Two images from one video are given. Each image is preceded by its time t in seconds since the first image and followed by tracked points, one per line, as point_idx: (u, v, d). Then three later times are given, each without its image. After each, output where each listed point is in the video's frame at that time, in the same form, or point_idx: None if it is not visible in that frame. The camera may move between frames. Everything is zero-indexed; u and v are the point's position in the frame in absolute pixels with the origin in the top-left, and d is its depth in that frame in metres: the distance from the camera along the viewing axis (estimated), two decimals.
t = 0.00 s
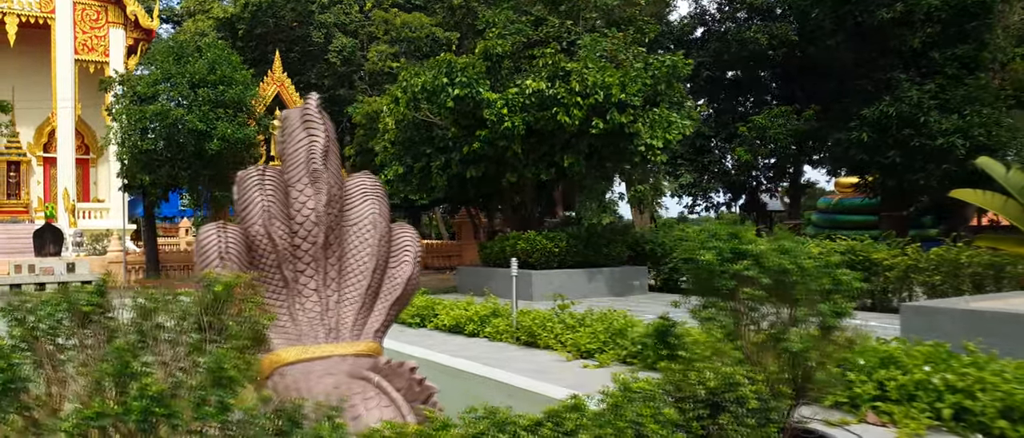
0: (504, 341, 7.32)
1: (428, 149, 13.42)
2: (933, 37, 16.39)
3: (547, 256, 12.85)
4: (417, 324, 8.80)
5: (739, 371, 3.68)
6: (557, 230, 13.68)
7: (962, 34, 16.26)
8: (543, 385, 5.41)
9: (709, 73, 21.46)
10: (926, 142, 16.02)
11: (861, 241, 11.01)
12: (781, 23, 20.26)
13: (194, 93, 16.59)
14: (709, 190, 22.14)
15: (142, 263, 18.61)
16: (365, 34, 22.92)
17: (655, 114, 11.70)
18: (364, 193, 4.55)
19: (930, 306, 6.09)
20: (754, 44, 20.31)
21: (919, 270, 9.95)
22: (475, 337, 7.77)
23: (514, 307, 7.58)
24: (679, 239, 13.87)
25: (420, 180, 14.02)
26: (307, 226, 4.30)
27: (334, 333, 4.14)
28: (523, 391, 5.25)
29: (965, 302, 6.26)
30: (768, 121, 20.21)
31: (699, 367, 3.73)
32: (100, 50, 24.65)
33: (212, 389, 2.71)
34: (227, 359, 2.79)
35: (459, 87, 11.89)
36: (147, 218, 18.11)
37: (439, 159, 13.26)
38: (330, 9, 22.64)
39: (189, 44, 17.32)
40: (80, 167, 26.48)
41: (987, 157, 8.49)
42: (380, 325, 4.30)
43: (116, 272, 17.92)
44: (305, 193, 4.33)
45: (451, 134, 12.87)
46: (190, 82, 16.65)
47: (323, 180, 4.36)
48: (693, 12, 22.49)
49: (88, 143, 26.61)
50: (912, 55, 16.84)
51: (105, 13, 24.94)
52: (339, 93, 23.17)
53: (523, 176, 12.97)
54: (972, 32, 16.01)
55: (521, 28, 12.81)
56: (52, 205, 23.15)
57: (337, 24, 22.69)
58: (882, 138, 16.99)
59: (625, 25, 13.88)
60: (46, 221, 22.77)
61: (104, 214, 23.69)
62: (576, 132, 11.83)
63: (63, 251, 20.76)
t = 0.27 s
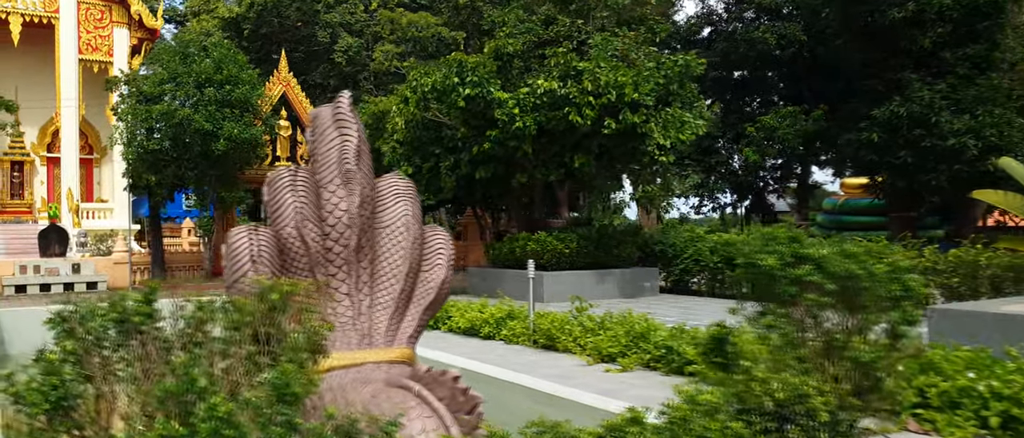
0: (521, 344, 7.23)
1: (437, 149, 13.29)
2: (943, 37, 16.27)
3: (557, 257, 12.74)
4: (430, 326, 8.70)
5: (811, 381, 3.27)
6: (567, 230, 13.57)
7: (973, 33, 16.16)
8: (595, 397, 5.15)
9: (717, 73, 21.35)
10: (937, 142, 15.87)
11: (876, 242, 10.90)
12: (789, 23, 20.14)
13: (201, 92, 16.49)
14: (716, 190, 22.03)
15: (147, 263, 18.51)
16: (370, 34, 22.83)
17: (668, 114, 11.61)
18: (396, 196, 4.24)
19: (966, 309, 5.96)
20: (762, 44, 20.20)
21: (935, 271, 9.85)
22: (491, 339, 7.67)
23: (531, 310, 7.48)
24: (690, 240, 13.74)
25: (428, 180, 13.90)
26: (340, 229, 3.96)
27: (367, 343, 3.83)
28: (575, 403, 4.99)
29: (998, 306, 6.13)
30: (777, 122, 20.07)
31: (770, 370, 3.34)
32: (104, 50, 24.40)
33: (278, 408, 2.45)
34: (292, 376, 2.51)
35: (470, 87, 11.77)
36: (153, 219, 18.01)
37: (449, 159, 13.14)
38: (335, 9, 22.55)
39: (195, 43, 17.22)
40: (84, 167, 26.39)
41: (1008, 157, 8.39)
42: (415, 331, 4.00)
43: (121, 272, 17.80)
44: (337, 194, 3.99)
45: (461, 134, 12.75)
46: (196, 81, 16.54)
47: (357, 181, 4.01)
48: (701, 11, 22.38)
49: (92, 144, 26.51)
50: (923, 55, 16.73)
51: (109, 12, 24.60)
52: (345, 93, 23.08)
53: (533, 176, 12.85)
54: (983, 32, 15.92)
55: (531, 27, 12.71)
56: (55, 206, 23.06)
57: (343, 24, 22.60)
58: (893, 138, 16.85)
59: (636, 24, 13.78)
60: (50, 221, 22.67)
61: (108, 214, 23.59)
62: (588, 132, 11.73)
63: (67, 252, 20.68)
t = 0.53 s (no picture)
0: (538, 345, 7.11)
1: (446, 148, 13.17)
2: (955, 35, 16.12)
3: (568, 257, 12.63)
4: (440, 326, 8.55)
5: (887, 390, 3.53)
6: (577, 230, 13.45)
7: (985, 32, 16.03)
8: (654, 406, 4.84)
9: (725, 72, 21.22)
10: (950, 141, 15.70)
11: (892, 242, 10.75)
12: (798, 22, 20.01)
13: (207, 91, 16.37)
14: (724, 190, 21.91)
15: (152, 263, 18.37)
16: (376, 32, 22.69)
17: (682, 113, 11.52)
18: (429, 193, 4.39)
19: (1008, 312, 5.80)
20: (771, 43, 20.07)
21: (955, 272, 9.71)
22: (506, 340, 7.55)
23: (549, 310, 7.35)
24: (701, 240, 13.61)
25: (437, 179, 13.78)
26: (374, 224, 4.19)
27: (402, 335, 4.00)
28: (631, 414, 4.68)
29: None
30: (785, 121, 19.96)
31: (841, 383, 3.55)
32: (108, 48, 24.29)
33: (359, 419, 2.48)
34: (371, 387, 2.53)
35: (481, 85, 11.65)
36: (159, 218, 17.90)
37: (458, 158, 13.02)
38: (340, 8, 22.41)
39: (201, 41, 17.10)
40: (87, 166, 26.27)
41: None
42: (449, 327, 4.12)
43: (126, 271, 17.50)
44: (371, 190, 4.23)
45: (470, 133, 12.63)
46: (203, 80, 16.43)
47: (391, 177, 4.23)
48: (708, 10, 22.25)
49: (95, 143, 26.40)
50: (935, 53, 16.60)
51: (113, 11, 24.47)
52: (350, 92, 22.95)
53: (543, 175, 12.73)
54: (995, 31, 15.84)
55: (542, 25, 12.59)
56: (59, 205, 22.95)
57: (348, 22, 22.46)
58: (904, 137, 16.72)
59: (647, 22, 13.65)
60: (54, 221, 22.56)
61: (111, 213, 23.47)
62: (600, 130, 11.61)
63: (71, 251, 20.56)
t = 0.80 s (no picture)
0: (557, 348, 6.98)
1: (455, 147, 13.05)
2: (968, 34, 15.92)
3: (579, 257, 12.49)
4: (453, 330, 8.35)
5: (986, 402, 3.11)
6: (588, 230, 13.32)
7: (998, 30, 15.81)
8: (714, 418, 4.40)
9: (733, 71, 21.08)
10: (962, 141, 15.42)
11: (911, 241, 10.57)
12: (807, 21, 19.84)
13: (213, 90, 16.22)
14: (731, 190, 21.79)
15: (158, 263, 18.24)
16: (381, 31, 22.51)
17: (696, 111, 11.36)
18: (468, 190, 4.63)
19: None
20: (780, 42, 19.91)
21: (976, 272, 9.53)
22: (524, 343, 7.43)
23: (567, 313, 7.22)
24: (714, 240, 13.45)
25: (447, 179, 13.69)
26: (414, 223, 4.43)
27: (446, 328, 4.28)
28: (688, 426, 4.23)
29: None
30: (793, 120, 19.58)
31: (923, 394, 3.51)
32: (111, 47, 24.21)
33: None
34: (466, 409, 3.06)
35: (492, 84, 11.56)
36: (164, 218, 17.76)
37: (468, 157, 12.89)
38: (346, 6, 22.25)
39: (207, 40, 16.96)
40: (90, 166, 26.14)
41: None
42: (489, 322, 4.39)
43: (131, 272, 17.48)
44: (409, 189, 4.46)
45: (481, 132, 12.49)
46: (208, 79, 16.30)
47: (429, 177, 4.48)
48: (716, 9, 22.11)
49: (98, 142, 26.28)
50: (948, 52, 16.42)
51: (116, 10, 24.26)
52: (355, 92, 22.79)
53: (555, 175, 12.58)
54: (1008, 29, 15.43)
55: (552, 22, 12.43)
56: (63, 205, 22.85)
57: (353, 21, 22.29)
58: (915, 137, 16.55)
59: (659, 19, 13.47)
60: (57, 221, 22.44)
61: (115, 213, 23.35)
62: (613, 129, 11.46)
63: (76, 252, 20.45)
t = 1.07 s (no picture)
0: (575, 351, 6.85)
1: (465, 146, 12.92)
2: (979, 32, 15.78)
3: (590, 257, 12.35)
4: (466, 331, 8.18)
5: None
6: (599, 230, 13.18)
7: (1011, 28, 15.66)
8: (755, 422, 4.29)
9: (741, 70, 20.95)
10: (974, 140, 15.28)
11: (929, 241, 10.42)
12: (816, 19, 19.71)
13: (219, 88, 16.08)
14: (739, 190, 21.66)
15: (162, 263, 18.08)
16: (386, 30, 22.37)
17: (710, 109, 11.21)
18: (509, 186, 6.11)
19: None
20: (788, 41, 19.77)
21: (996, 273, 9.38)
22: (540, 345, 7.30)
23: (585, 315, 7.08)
24: (726, 240, 13.30)
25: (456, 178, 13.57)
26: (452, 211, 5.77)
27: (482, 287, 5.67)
28: (730, 431, 4.13)
29: None
30: (801, 120, 19.19)
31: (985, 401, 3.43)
32: (114, 46, 24.00)
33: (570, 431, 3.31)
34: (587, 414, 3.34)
35: (503, 81, 11.36)
36: (168, 218, 17.63)
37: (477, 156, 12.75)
38: (350, 5, 22.10)
39: (212, 38, 16.81)
40: (93, 165, 26.00)
41: None
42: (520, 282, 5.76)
43: (135, 272, 17.23)
44: (449, 185, 5.83)
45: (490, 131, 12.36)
46: (213, 77, 16.17)
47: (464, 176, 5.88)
48: (723, 8, 21.98)
49: (101, 142, 26.13)
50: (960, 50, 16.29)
51: (119, 8, 23.99)
52: (360, 91, 22.65)
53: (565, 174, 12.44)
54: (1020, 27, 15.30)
55: (563, 20, 12.29)
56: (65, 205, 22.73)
57: (358, 20, 22.15)
58: (926, 136, 16.41)
59: (670, 17, 13.33)
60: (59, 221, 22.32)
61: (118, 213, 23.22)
62: (625, 128, 11.33)
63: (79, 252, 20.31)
